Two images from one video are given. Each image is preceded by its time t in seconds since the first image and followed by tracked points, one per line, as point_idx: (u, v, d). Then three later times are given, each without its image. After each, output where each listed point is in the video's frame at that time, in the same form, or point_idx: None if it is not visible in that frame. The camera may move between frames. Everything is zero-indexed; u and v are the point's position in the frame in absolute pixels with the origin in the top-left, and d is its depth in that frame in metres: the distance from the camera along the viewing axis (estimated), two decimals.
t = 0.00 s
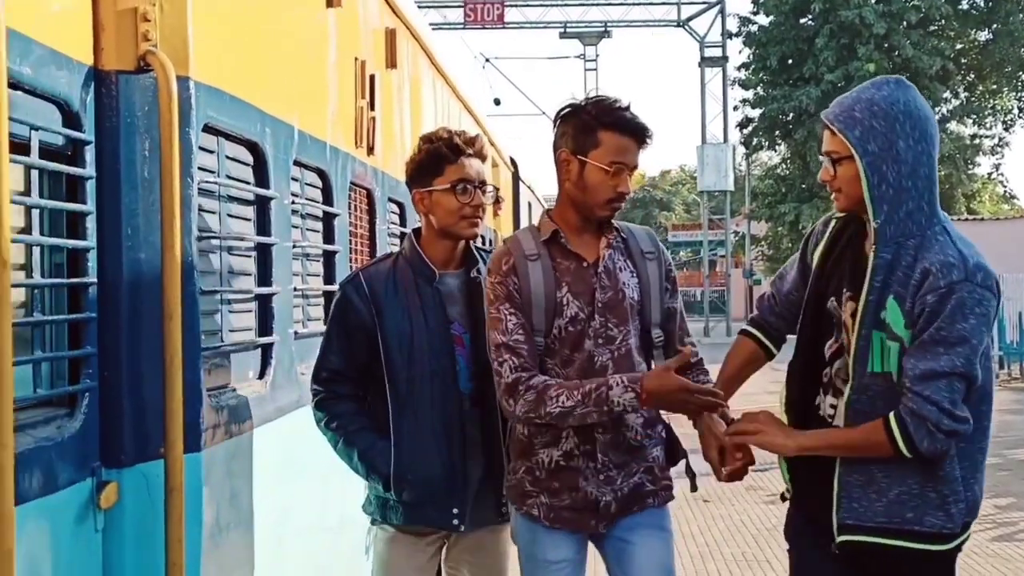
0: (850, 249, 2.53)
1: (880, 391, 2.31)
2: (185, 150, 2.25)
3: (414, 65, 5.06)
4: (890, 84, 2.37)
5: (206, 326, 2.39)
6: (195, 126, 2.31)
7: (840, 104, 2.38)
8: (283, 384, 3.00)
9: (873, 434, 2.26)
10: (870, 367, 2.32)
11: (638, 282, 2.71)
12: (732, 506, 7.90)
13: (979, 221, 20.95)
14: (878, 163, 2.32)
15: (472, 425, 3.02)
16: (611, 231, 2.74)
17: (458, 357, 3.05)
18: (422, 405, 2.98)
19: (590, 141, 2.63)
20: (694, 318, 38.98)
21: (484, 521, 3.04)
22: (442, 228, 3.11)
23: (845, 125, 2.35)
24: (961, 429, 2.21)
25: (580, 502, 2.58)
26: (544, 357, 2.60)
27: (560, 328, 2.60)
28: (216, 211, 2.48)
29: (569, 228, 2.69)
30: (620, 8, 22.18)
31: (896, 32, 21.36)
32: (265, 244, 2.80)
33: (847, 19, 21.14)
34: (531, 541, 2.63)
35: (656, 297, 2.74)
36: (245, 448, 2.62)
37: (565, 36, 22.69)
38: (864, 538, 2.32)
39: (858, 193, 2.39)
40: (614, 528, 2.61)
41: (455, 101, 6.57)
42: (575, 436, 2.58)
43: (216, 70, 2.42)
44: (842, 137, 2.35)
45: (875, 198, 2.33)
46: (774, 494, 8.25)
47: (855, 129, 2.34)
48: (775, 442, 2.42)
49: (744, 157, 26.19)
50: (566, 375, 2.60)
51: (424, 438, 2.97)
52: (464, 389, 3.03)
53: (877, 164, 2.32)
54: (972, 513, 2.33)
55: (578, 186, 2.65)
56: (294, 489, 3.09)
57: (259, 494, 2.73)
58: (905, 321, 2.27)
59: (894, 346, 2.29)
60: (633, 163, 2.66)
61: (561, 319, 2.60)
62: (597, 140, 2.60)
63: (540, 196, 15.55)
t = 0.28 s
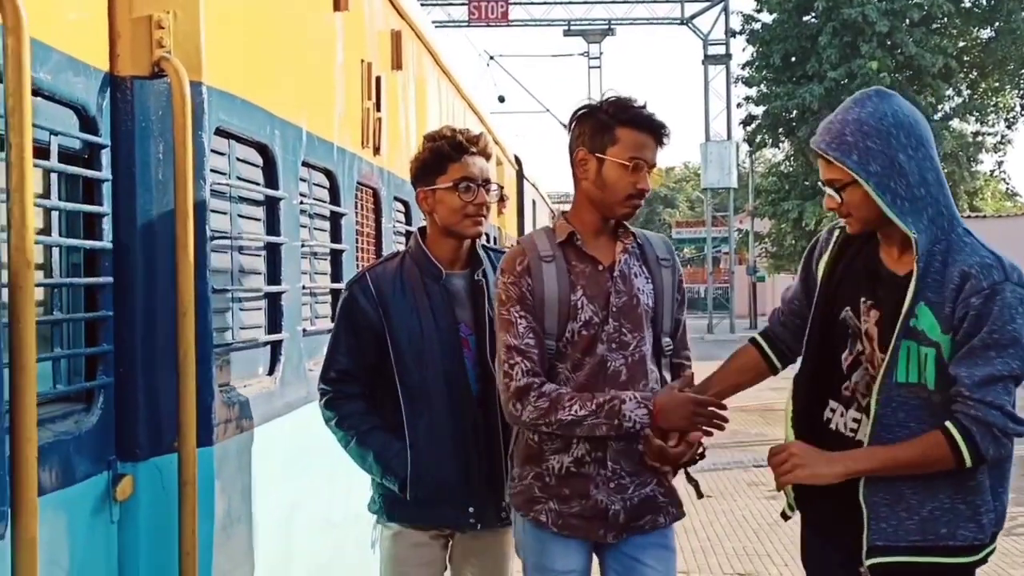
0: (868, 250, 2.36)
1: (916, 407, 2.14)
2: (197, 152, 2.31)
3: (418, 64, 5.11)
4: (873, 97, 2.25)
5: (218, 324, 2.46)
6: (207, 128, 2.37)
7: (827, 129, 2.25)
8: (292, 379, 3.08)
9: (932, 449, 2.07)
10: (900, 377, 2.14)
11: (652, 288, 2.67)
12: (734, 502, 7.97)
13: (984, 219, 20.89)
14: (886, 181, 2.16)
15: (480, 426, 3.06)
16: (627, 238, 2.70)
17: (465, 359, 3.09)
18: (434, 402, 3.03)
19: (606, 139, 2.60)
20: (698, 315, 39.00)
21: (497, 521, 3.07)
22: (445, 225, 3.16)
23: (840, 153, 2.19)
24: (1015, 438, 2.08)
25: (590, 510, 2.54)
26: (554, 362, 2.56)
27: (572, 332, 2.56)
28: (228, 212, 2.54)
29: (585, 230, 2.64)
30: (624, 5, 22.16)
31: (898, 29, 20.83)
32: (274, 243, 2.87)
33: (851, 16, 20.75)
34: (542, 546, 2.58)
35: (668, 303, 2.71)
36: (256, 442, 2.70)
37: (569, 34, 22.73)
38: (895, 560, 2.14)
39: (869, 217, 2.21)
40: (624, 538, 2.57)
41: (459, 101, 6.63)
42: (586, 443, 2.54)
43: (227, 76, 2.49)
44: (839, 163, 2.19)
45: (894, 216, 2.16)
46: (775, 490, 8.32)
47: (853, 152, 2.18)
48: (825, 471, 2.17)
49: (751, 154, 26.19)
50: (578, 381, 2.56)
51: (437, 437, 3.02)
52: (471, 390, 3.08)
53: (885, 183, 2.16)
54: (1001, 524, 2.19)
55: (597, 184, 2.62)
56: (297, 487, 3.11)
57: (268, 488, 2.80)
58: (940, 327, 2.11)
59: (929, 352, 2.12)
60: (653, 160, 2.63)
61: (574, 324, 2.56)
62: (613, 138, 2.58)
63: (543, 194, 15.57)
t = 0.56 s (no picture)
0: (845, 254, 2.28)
1: (925, 407, 2.04)
2: (177, 153, 2.31)
3: (396, 65, 5.11)
4: (845, 96, 2.19)
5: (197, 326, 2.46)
6: (187, 130, 2.37)
7: (801, 131, 2.18)
8: (269, 383, 3.07)
9: (971, 462, 1.93)
10: (906, 378, 2.04)
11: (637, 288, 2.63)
12: (714, 505, 7.97)
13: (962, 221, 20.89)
14: (865, 179, 2.10)
15: (450, 443, 2.95)
16: (613, 235, 2.66)
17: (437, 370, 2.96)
18: (407, 410, 2.91)
19: (596, 131, 2.56)
20: (677, 317, 39.04)
21: (460, 548, 2.94)
22: (421, 234, 3.03)
23: (816, 153, 2.14)
24: None
25: (581, 511, 2.47)
26: (542, 357, 2.50)
27: (560, 328, 2.50)
28: (207, 214, 2.54)
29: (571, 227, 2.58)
30: (604, 4, 22.17)
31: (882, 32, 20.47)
32: (254, 246, 2.87)
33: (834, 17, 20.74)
34: (529, 552, 2.48)
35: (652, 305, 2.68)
36: (233, 447, 2.69)
37: (549, 33, 22.76)
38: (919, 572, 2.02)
39: (851, 218, 2.15)
40: (622, 542, 2.51)
41: (437, 101, 6.62)
42: (575, 443, 2.46)
43: (206, 77, 2.49)
44: (816, 165, 2.13)
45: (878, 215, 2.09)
46: (757, 495, 8.32)
47: (828, 154, 2.12)
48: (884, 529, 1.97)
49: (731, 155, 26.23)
50: (567, 377, 2.50)
51: (403, 451, 2.89)
52: (443, 406, 2.95)
53: (864, 181, 2.10)
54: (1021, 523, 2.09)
55: (585, 176, 2.56)
56: (275, 496, 3.10)
57: (246, 493, 2.80)
58: (944, 324, 2.02)
59: (935, 349, 2.02)
60: (641, 154, 2.58)
61: (563, 319, 2.50)
62: (604, 129, 2.53)
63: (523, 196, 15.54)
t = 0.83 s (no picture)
0: (792, 250, 2.35)
1: (876, 410, 2.04)
2: (110, 160, 2.27)
3: (331, 72, 5.07)
4: (789, 84, 2.24)
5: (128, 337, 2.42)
6: (118, 137, 2.33)
7: (744, 119, 2.25)
8: (201, 396, 3.03)
9: (985, 464, 1.88)
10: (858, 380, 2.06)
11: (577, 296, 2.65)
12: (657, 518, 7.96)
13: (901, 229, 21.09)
14: (803, 170, 2.16)
15: (374, 456, 2.91)
16: (554, 243, 2.63)
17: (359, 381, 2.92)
18: (326, 424, 2.87)
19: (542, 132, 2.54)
20: (614, 328, 39.08)
21: (381, 565, 2.92)
22: (341, 240, 3.01)
23: (755, 141, 2.21)
24: None
25: (541, 523, 2.43)
26: (498, 366, 2.42)
27: (516, 335, 2.44)
28: (138, 222, 2.50)
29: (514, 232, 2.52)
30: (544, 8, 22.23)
31: (828, 34, 21.22)
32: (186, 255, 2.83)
33: (779, 20, 20.98)
34: (501, 565, 2.39)
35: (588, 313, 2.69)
36: (165, 460, 2.64)
37: (488, 36, 22.77)
38: None
39: (790, 206, 2.22)
40: (572, 558, 2.49)
41: (373, 107, 6.60)
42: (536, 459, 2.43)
43: (140, 84, 2.45)
44: (756, 152, 2.21)
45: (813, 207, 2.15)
46: (700, 508, 8.32)
47: (767, 140, 2.20)
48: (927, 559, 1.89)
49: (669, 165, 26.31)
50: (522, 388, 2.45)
51: (322, 467, 2.86)
52: (369, 418, 2.93)
53: (802, 171, 2.16)
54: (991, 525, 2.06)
55: (533, 179, 2.52)
56: (207, 512, 3.04)
57: (178, 507, 2.75)
58: (888, 322, 2.05)
59: (880, 348, 2.05)
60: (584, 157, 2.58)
61: (518, 326, 2.44)
62: (551, 131, 2.53)
63: (462, 201, 15.47)
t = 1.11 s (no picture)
0: (737, 242, 2.41)
1: (810, 405, 2.12)
2: (57, 163, 2.29)
3: (276, 73, 5.10)
4: (751, 71, 2.28)
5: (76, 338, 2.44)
6: (67, 140, 2.35)
7: (700, 95, 2.31)
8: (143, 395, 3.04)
9: (950, 455, 1.95)
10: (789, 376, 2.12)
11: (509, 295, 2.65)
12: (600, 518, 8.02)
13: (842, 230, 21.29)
14: (739, 155, 2.22)
15: (314, 450, 2.90)
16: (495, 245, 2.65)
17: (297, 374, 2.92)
18: (266, 417, 2.87)
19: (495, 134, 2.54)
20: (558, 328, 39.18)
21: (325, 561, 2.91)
22: (274, 229, 2.98)
23: (702, 119, 2.27)
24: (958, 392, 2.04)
25: (503, 524, 2.45)
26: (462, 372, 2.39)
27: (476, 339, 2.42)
28: (85, 224, 2.51)
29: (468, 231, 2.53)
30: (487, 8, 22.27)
31: (770, 37, 21.40)
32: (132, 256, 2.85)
33: (722, 22, 21.18)
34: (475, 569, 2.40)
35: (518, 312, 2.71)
36: (111, 460, 2.66)
37: (432, 37, 22.77)
38: None
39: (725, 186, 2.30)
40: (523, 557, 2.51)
41: (318, 108, 6.61)
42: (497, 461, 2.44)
43: (85, 85, 2.46)
44: (700, 131, 2.28)
45: (745, 192, 2.22)
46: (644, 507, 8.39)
47: (711, 120, 2.26)
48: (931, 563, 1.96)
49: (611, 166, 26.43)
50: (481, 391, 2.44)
51: (266, 462, 2.85)
52: (307, 411, 2.91)
53: (738, 156, 2.22)
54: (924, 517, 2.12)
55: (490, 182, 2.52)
56: (155, 513, 3.10)
57: (124, 508, 2.77)
58: (815, 315, 2.11)
59: (809, 343, 2.11)
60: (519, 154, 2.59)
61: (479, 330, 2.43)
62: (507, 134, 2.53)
63: (404, 202, 15.52)
